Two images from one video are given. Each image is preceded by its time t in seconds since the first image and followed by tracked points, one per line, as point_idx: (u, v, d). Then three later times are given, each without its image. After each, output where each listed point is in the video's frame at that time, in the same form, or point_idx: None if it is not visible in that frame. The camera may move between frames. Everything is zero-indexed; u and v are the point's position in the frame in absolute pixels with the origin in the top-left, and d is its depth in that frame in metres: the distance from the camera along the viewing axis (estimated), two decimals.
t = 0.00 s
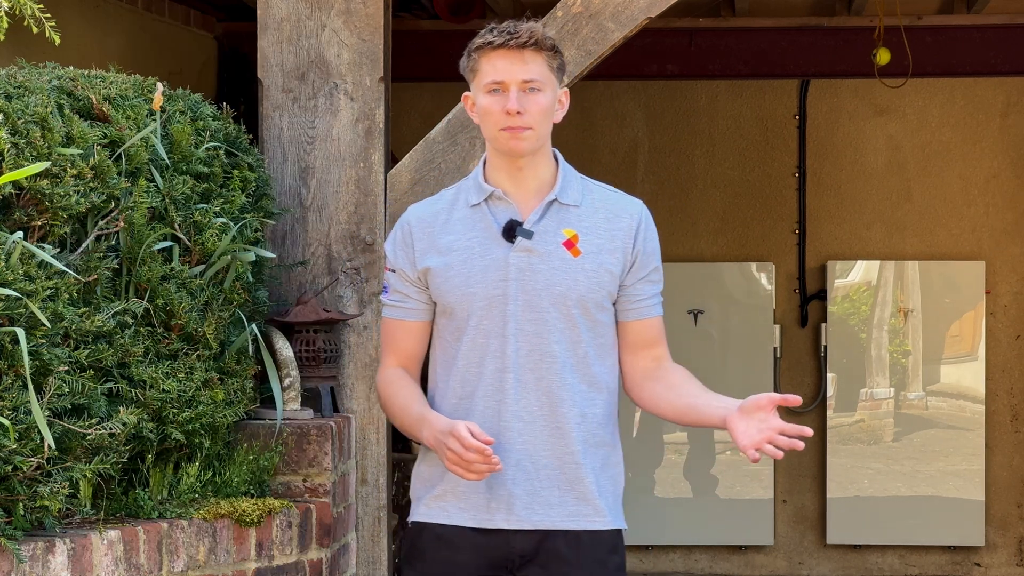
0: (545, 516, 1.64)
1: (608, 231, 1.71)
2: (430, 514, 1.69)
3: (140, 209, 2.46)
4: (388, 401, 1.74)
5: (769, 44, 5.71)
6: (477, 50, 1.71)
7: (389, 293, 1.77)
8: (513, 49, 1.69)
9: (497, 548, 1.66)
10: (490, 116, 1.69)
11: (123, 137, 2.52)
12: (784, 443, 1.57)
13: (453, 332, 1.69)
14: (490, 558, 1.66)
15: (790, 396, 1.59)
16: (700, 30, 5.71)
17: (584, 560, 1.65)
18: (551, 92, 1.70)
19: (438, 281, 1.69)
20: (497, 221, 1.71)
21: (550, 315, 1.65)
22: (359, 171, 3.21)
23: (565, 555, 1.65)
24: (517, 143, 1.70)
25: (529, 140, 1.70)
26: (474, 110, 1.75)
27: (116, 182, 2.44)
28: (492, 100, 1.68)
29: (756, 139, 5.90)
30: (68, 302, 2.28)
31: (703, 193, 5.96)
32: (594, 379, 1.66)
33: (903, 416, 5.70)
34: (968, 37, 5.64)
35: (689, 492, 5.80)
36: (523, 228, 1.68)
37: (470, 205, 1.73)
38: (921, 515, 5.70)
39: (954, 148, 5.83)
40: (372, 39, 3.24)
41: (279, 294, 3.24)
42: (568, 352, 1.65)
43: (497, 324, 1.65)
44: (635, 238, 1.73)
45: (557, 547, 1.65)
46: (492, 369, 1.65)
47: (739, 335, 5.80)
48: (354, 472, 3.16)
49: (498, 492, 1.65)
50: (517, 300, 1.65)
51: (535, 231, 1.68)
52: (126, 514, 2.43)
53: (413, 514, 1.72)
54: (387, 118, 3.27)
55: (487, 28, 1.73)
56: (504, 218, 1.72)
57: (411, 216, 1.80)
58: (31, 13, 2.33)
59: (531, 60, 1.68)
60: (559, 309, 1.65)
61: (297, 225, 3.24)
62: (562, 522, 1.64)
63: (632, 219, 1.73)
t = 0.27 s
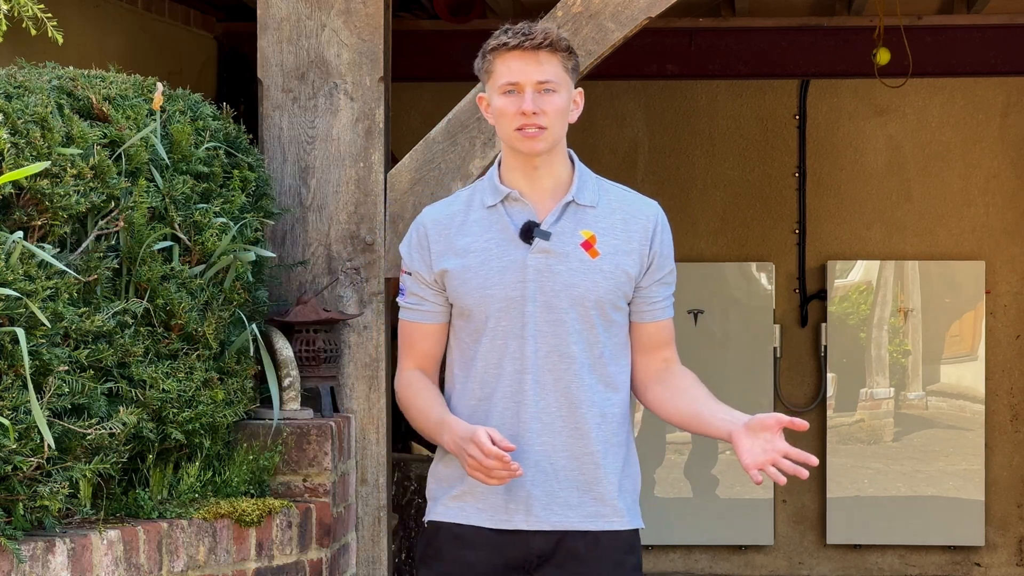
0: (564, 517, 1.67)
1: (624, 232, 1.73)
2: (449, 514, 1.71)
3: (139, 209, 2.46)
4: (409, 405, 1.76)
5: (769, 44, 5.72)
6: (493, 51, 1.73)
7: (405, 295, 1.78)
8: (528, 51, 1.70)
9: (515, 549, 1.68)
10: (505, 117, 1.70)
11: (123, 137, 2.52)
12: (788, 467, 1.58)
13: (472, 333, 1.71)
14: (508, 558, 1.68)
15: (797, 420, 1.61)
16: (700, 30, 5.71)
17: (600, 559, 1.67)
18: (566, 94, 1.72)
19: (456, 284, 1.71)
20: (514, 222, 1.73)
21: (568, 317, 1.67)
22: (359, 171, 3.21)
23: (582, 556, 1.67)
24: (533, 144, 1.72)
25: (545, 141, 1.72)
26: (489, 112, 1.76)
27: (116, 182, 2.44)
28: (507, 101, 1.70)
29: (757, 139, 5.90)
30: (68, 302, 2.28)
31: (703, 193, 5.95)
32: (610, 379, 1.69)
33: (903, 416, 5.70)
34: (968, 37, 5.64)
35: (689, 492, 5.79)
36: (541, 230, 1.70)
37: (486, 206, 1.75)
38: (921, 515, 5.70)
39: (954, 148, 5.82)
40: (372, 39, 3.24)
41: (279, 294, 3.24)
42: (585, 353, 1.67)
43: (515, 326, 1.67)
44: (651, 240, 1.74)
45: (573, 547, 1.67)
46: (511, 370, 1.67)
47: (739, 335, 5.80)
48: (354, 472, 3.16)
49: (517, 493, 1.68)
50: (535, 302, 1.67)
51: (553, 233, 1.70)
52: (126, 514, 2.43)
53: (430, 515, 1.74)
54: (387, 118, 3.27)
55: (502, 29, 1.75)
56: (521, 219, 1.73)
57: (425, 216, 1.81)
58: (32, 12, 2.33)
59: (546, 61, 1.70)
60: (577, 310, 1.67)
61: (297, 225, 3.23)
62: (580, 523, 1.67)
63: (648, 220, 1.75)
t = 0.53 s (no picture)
0: (567, 518, 1.67)
1: (631, 233, 1.73)
2: (451, 514, 1.71)
3: (139, 209, 2.46)
4: (412, 403, 1.75)
5: (769, 44, 5.72)
6: (502, 50, 1.73)
7: (409, 293, 1.78)
8: (538, 50, 1.71)
9: (517, 549, 1.68)
10: (514, 116, 1.70)
11: (123, 137, 2.52)
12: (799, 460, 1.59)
13: (477, 332, 1.71)
14: (510, 558, 1.68)
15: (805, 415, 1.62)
16: (700, 30, 5.71)
17: (603, 559, 1.68)
18: (575, 94, 1.72)
19: (462, 283, 1.71)
20: (520, 222, 1.73)
21: (575, 318, 1.67)
22: (359, 171, 3.21)
23: (585, 555, 1.68)
24: (541, 144, 1.72)
25: (553, 141, 1.72)
26: (498, 111, 1.76)
27: (116, 182, 2.44)
28: (516, 100, 1.70)
29: (757, 139, 5.90)
30: (68, 302, 2.28)
31: (703, 193, 5.94)
32: (615, 381, 1.69)
33: (903, 416, 5.70)
34: (967, 37, 5.65)
35: (689, 492, 5.79)
36: (547, 231, 1.70)
37: (493, 206, 1.75)
38: (921, 515, 5.70)
39: (954, 148, 5.82)
40: (372, 39, 3.24)
41: (279, 294, 3.24)
42: (591, 354, 1.68)
43: (522, 327, 1.67)
44: (657, 241, 1.75)
45: (576, 546, 1.68)
46: (517, 371, 1.67)
47: (739, 334, 5.80)
48: (354, 472, 3.16)
49: (521, 493, 1.68)
50: (541, 302, 1.67)
51: (560, 234, 1.70)
52: (126, 514, 2.43)
53: (432, 515, 1.74)
54: (387, 118, 3.27)
55: (511, 28, 1.75)
56: (527, 220, 1.73)
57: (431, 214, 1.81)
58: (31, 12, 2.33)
59: (556, 60, 1.70)
60: (584, 312, 1.68)
61: (297, 225, 3.23)
62: (583, 523, 1.67)
63: (655, 222, 1.75)
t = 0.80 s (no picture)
0: (557, 518, 1.67)
1: (624, 233, 1.73)
2: (442, 514, 1.71)
3: (139, 209, 2.47)
4: (403, 399, 1.75)
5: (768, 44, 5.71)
6: (498, 49, 1.73)
7: (403, 292, 1.78)
8: (534, 49, 1.71)
9: (507, 549, 1.68)
10: (510, 115, 1.70)
11: (123, 137, 2.52)
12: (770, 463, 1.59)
13: (469, 332, 1.70)
14: (500, 558, 1.68)
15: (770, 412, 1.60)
16: (700, 30, 5.71)
17: (594, 559, 1.68)
18: (570, 93, 1.72)
19: (455, 283, 1.70)
20: (514, 222, 1.73)
21: (567, 318, 1.67)
22: (359, 171, 3.21)
23: (577, 555, 1.68)
24: (536, 142, 1.72)
25: (547, 140, 1.72)
26: (492, 110, 1.76)
27: (115, 182, 2.44)
28: (512, 99, 1.70)
29: (756, 140, 5.90)
30: (68, 302, 2.28)
31: (703, 193, 5.94)
32: (607, 382, 1.69)
33: (903, 416, 5.70)
34: (967, 37, 5.64)
35: (689, 492, 5.78)
36: (540, 231, 1.70)
37: (487, 205, 1.75)
38: (921, 515, 5.69)
39: (954, 148, 5.82)
40: (372, 39, 3.24)
41: (279, 294, 3.24)
42: (583, 354, 1.68)
43: (514, 327, 1.67)
44: (651, 242, 1.75)
45: (567, 546, 1.68)
46: (509, 371, 1.67)
47: (739, 334, 5.80)
48: (354, 472, 3.16)
49: (511, 494, 1.68)
50: (533, 303, 1.67)
51: (552, 234, 1.70)
52: (126, 514, 2.43)
53: (424, 514, 1.74)
54: (388, 118, 3.27)
55: (508, 27, 1.75)
56: (520, 220, 1.73)
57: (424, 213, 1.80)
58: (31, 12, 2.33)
59: (551, 60, 1.70)
60: (576, 312, 1.67)
61: (297, 225, 3.23)
62: (573, 524, 1.67)
63: (648, 222, 1.75)
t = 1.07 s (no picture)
0: (553, 518, 1.67)
1: (615, 232, 1.73)
2: (436, 516, 1.70)
3: (139, 209, 2.47)
4: (395, 399, 1.74)
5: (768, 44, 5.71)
6: (491, 49, 1.72)
7: (390, 292, 1.77)
8: (526, 49, 1.71)
9: (502, 550, 1.68)
10: (501, 116, 1.70)
11: (123, 137, 2.52)
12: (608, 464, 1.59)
13: (461, 332, 1.70)
14: (495, 559, 1.69)
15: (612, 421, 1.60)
16: (700, 30, 5.71)
17: (590, 560, 1.68)
18: (562, 93, 1.72)
19: (447, 283, 1.70)
20: (505, 222, 1.73)
21: (559, 318, 1.67)
22: (359, 171, 3.21)
23: (572, 556, 1.68)
24: (527, 143, 1.72)
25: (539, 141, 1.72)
26: (484, 110, 1.76)
27: (115, 182, 2.44)
28: (503, 100, 1.70)
29: (756, 140, 5.90)
30: (68, 302, 2.28)
31: (703, 192, 5.94)
32: (599, 382, 1.69)
33: (903, 416, 5.70)
34: (967, 37, 5.64)
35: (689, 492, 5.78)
36: (532, 231, 1.70)
37: (477, 206, 1.75)
38: (921, 515, 5.69)
39: (954, 148, 5.82)
40: (372, 39, 3.24)
41: (279, 294, 3.24)
42: (575, 354, 1.68)
43: (506, 327, 1.67)
44: (642, 241, 1.75)
45: (563, 546, 1.68)
46: (501, 372, 1.67)
47: (739, 334, 5.79)
48: (354, 472, 3.16)
49: (506, 493, 1.68)
50: (526, 303, 1.67)
51: (544, 234, 1.70)
52: (126, 513, 2.43)
53: (419, 516, 1.74)
54: (387, 118, 3.27)
55: (500, 27, 1.75)
56: (512, 220, 1.73)
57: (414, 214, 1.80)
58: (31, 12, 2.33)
59: (543, 60, 1.70)
60: (568, 313, 1.67)
61: (297, 225, 3.23)
62: (569, 523, 1.67)
63: (639, 221, 1.75)
